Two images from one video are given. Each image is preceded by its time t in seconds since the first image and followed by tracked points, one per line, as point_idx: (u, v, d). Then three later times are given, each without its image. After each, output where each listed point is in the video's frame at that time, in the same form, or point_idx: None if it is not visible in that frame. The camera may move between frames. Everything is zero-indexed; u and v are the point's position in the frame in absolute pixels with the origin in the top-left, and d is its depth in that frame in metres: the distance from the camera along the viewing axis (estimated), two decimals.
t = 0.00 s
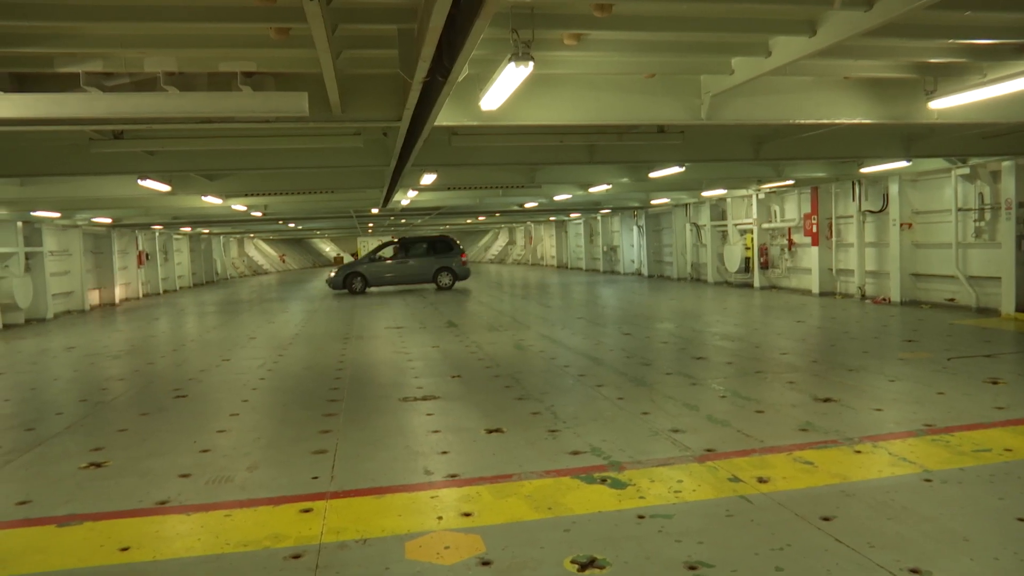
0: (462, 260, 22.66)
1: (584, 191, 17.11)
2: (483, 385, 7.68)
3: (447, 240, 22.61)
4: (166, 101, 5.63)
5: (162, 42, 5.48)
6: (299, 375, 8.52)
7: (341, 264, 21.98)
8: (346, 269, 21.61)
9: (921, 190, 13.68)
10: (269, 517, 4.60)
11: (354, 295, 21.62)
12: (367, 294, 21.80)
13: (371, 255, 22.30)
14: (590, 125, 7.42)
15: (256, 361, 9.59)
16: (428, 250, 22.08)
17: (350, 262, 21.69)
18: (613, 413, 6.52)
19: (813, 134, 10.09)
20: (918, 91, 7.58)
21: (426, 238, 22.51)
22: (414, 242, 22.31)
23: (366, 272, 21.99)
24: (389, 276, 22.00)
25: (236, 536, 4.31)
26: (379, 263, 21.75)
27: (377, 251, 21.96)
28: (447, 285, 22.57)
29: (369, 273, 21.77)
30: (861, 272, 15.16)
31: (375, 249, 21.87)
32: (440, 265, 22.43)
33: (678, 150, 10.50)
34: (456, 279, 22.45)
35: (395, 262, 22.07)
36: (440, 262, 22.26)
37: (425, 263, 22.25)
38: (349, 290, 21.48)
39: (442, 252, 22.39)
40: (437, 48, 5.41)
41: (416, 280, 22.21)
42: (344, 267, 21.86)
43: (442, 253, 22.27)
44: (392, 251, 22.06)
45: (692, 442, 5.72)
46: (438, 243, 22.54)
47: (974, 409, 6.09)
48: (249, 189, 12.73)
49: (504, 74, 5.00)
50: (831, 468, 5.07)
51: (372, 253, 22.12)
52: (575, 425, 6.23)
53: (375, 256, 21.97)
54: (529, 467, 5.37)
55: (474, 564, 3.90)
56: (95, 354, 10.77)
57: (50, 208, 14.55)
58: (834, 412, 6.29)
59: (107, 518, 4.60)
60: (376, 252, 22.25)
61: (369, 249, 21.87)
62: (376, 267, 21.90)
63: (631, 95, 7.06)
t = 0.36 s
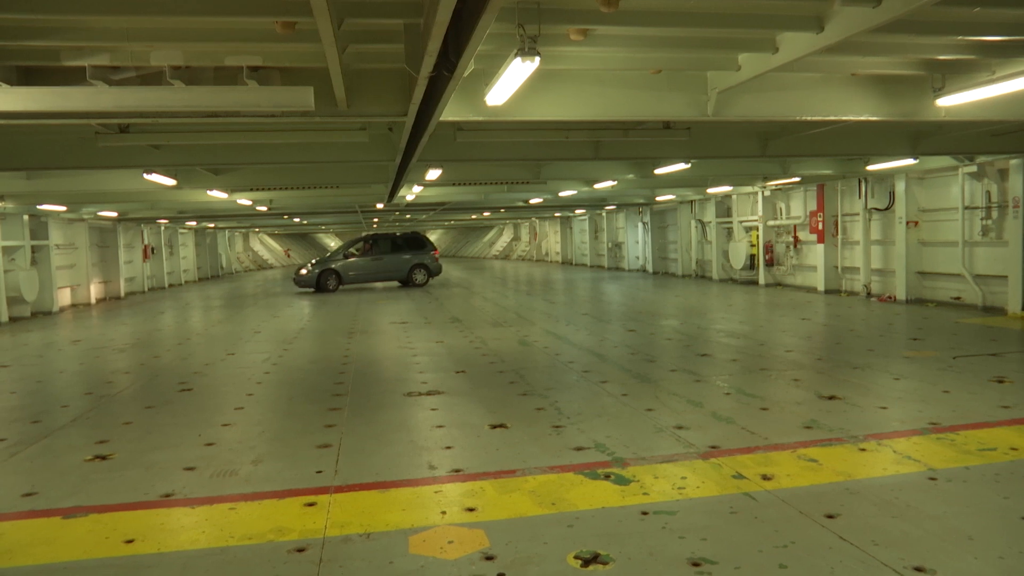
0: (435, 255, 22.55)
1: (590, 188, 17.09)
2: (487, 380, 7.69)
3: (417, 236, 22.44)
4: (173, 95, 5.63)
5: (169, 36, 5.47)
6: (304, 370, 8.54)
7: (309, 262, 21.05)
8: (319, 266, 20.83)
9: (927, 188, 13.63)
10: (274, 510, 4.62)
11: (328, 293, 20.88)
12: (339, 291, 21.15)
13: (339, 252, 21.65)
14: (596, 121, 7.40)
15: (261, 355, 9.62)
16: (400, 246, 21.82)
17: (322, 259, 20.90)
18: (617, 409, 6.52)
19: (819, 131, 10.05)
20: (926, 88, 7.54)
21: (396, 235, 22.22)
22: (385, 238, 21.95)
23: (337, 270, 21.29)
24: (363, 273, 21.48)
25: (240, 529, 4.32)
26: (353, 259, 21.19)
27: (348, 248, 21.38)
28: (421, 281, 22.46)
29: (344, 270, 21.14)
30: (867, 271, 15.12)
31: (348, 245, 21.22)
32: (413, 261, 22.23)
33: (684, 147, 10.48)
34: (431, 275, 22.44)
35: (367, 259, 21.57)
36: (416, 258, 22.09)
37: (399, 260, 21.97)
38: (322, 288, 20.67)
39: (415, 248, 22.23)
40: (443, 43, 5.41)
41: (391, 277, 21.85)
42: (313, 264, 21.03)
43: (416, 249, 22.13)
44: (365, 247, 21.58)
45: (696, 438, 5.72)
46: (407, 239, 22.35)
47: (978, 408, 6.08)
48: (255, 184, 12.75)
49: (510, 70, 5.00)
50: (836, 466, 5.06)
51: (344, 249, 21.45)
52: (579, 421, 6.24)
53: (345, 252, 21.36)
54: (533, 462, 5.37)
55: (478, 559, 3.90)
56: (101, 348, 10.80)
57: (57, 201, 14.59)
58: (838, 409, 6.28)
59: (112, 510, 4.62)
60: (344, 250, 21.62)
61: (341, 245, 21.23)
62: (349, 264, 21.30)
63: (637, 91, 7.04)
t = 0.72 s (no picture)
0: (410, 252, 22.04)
1: (594, 183, 17.07)
2: (491, 376, 7.68)
3: (389, 232, 21.90)
4: (176, 91, 5.62)
5: (172, 32, 5.46)
6: (308, 366, 8.55)
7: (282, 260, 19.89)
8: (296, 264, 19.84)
9: (933, 182, 13.57)
10: (279, 506, 4.63)
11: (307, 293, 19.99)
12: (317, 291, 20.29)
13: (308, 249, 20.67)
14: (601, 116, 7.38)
15: (265, 351, 9.63)
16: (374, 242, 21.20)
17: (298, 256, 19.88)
18: (622, 405, 6.51)
19: (824, 125, 10.01)
20: (932, 82, 7.50)
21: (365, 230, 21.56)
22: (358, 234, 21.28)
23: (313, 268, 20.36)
24: (340, 271, 20.71)
25: (246, 525, 4.33)
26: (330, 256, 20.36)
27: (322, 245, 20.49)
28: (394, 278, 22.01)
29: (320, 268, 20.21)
30: (872, 265, 15.08)
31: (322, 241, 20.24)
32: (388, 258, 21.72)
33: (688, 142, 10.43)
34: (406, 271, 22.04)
35: (343, 256, 20.82)
36: (392, 255, 21.59)
37: (374, 257, 21.39)
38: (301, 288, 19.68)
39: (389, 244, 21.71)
40: (447, 38, 5.39)
41: (368, 275, 21.25)
42: (287, 263, 19.97)
43: (391, 245, 21.64)
44: (340, 244, 20.79)
45: (700, 434, 5.71)
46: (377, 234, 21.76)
47: (984, 403, 6.06)
48: (259, 180, 12.75)
49: (514, 64, 4.96)
50: (841, 461, 5.05)
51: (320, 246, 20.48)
52: (584, 417, 6.23)
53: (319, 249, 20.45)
54: (537, 458, 5.37)
55: (482, 554, 3.91)
56: (106, 344, 10.83)
57: (61, 198, 14.62)
58: (844, 404, 6.26)
59: (118, 506, 4.64)
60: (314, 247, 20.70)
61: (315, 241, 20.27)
62: (325, 262, 20.43)
63: (642, 85, 7.02)
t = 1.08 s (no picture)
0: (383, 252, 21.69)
1: (598, 181, 17.05)
2: (494, 374, 7.68)
3: (362, 230, 21.24)
4: (180, 87, 5.62)
5: (176, 29, 5.45)
6: (311, 362, 8.55)
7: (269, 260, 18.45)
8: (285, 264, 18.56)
9: (938, 182, 13.53)
10: (282, 502, 4.63)
11: (296, 294, 18.85)
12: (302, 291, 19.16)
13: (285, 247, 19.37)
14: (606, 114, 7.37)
15: (268, 348, 9.63)
16: (353, 241, 20.55)
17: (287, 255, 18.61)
18: (624, 403, 6.51)
19: (829, 124, 9.98)
20: (938, 81, 7.46)
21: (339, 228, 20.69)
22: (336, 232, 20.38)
23: (297, 268, 19.17)
24: (324, 270, 19.75)
25: (249, 521, 4.34)
26: (316, 255, 19.38)
27: (305, 243, 19.37)
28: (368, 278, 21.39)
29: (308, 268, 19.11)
30: (876, 265, 15.04)
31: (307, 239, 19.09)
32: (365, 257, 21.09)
33: (694, 140, 10.40)
34: (381, 270, 21.61)
35: (325, 254, 19.87)
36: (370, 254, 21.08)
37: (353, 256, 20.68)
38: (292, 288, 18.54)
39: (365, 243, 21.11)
40: (452, 35, 5.38)
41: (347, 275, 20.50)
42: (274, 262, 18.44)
43: (368, 244, 21.09)
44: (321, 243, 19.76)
45: (703, 433, 5.70)
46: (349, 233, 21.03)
47: (989, 404, 6.04)
48: (263, 177, 12.75)
49: (519, 62, 4.97)
50: (844, 462, 5.04)
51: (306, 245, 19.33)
52: (587, 415, 6.23)
53: (302, 247, 19.32)
54: (539, 456, 5.37)
55: (484, 552, 3.91)
56: (110, 339, 10.84)
57: (66, 194, 14.64)
58: (847, 405, 6.25)
59: (122, 501, 4.65)
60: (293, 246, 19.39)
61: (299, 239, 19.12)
62: (311, 261, 19.37)
63: (647, 83, 7.00)
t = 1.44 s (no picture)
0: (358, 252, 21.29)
1: (600, 181, 17.05)
2: (494, 373, 7.68)
3: (336, 229, 20.57)
4: (182, 85, 5.63)
5: (178, 26, 5.45)
6: (312, 361, 8.54)
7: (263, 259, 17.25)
8: (282, 263, 17.59)
9: (939, 184, 13.53)
10: (281, 501, 4.63)
11: (290, 295, 17.96)
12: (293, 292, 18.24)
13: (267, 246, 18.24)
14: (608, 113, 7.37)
15: (269, 346, 9.62)
16: (331, 240, 19.96)
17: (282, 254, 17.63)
18: (625, 403, 6.50)
19: (831, 125, 9.97)
20: (940, 83, 7.46)
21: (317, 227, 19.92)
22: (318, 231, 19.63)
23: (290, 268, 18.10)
24: (312, 271, 18.89)
25: (249, 519, 4.34)
26: (305, 255, 18.59)
27: (292, 241, 18.45)
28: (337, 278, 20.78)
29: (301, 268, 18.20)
30: (877, 267, 15.04)
31: (294, 237, 18.20)
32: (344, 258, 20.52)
33: (695, 141, 10.39)
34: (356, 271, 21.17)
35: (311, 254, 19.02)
36: (349, 254, 20.58)
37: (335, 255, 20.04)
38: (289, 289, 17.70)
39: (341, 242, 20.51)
40: (454, 34, 5.38)
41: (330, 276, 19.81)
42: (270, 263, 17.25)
43: (346, 244, 20.55)
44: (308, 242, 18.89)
45: (704, 434, 5.70)
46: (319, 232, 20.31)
47: (989, 406, 6.05)
48: (264, 175, 12.76)
49: (521, 62, 4.98)
50: (844, 463, 5.04)
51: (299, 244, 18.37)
52: (587, 415, 6.23)
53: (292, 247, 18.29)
54: (539, 456, 5.37)
55: (484, 551, 3.91)
56: (111, 337, 10.84)
57: (67, 191, 14.64)
58: (848, 406, 6.25)
59: (121, 499, 4.65)
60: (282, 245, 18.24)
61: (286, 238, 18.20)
62: (302, 261, 18.42)
63: (649, 83, 7.01)
